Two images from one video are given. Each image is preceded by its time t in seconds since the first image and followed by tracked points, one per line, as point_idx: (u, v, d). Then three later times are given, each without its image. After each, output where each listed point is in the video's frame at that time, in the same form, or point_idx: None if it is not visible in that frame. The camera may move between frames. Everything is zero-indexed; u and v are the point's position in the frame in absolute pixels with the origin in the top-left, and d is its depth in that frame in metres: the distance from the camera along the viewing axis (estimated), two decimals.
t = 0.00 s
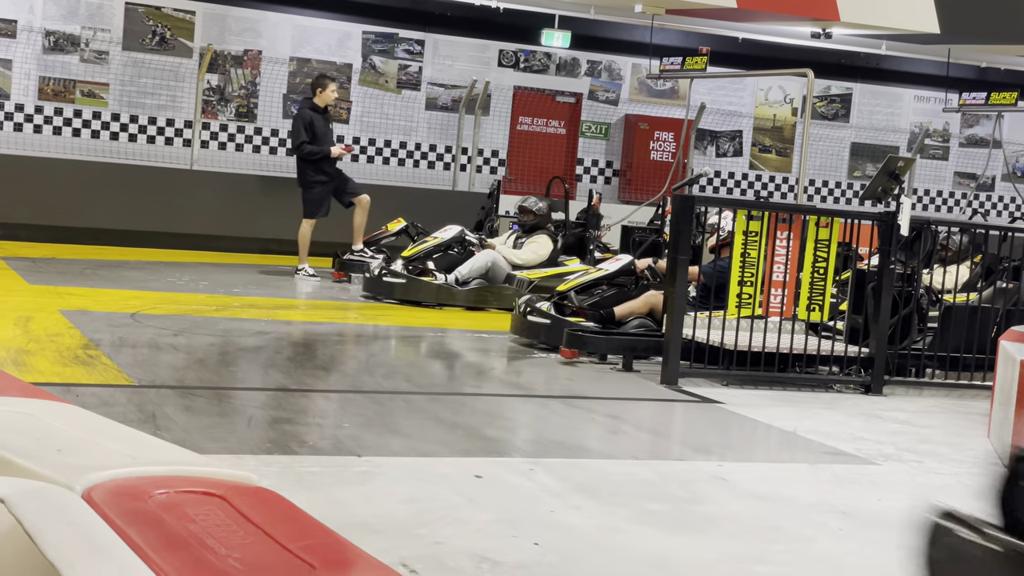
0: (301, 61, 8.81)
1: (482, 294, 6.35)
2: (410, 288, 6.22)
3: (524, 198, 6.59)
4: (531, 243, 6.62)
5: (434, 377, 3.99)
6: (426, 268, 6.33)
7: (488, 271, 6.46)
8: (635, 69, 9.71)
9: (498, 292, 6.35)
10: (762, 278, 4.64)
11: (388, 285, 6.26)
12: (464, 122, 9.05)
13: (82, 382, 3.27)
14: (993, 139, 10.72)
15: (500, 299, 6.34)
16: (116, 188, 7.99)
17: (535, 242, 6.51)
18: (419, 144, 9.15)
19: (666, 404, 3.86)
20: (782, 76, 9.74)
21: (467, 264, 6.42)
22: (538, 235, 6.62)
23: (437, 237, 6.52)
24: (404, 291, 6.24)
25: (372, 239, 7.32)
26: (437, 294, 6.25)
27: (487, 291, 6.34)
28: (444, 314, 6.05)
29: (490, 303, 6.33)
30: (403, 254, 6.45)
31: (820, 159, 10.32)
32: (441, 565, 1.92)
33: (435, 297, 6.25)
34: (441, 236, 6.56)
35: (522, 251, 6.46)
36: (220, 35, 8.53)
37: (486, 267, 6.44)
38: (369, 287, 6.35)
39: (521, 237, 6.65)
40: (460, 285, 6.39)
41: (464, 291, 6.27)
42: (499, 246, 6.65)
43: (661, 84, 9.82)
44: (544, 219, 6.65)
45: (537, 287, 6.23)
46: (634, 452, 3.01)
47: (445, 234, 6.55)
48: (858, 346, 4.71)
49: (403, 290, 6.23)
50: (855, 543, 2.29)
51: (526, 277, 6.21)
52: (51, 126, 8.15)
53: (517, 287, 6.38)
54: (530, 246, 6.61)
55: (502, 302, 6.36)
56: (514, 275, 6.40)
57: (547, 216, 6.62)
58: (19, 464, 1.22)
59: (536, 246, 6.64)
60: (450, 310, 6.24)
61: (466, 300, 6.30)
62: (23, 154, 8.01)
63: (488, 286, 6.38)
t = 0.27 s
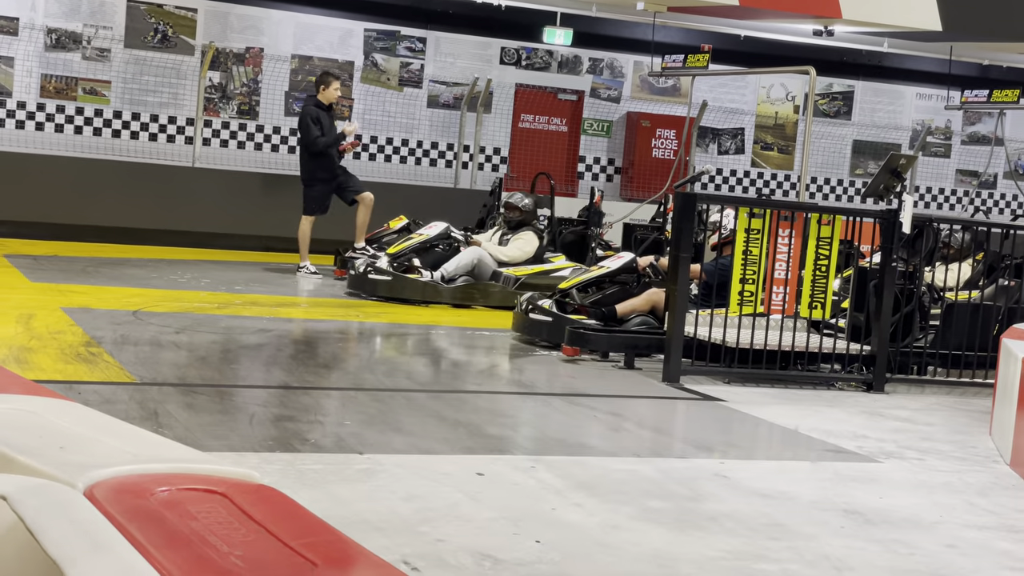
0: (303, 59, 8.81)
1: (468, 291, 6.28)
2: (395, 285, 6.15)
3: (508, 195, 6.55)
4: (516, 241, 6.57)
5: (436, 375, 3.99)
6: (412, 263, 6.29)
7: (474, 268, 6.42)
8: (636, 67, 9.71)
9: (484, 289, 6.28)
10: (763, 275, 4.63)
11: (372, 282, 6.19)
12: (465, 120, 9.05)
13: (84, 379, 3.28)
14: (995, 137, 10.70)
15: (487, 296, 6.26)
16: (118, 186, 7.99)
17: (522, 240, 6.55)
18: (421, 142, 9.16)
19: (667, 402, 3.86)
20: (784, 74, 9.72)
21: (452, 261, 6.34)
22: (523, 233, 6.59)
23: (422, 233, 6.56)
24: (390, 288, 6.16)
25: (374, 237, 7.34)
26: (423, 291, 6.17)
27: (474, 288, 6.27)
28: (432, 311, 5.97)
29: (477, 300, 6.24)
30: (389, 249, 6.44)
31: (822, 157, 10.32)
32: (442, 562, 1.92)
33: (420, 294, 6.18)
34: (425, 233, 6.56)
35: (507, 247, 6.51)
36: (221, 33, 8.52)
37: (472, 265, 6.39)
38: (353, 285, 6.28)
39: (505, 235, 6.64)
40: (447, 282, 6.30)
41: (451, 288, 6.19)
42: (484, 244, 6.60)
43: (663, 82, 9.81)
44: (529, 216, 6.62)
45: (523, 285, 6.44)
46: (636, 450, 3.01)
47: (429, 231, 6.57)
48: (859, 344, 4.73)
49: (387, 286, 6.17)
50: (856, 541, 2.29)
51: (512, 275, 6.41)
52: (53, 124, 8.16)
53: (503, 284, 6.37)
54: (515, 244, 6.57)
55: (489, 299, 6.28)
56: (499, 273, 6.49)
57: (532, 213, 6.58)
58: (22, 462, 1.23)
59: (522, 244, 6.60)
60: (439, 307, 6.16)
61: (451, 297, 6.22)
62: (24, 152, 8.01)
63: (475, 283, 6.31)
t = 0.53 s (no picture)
0: (305, 57, 8.81)
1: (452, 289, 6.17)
2: (378, 282, 6.06)
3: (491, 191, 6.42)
4: (500, 237, 6.44)
5: (438, 373, 4.00)
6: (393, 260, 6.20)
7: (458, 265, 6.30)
8: (638, 65, 9.71)
9: (469, 287, 6.18)
10: (765, 273, 4.63)
11: (355, 280, 6.09)
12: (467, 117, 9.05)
13: (86, 377, 3.28)
14: (997, 134, 10.71)
15: (471, 293, 6.16)
16: (121, 184, 8.00)
17: (506, 236, 6.43)
18: (423, 140, 9.17)
19: (670, 399, 3.87)
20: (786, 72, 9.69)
21: (436, 258, 6.22)
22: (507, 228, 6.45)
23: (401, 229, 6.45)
24: (372, 286, 6.07)
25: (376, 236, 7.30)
26: (407, 289, 6.08)
27: (458, 286, 6.16)
28: (414, 310, 5.88)
29: (461, 297, 6.15)
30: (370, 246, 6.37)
31: (824, 154, 10.33)
32: (445, 560, 1.92)
33: (402, 291, 6.07)
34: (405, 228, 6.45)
35: (491, 244, 6.40)
36: (224, 31, 8.54)
37: (455, 262, 6.28)
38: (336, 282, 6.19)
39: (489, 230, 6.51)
40: (430, 279, 6.20)
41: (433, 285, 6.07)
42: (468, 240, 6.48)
43: (665, 80, 9.81)
44: (513, 212, 6.48)
45: (508, 282, 6.34)
46: (638, 448, 3.01)
47: (412, 226, 6.44)
48: (862, 342, 4.74)
49: (370, 284, 6.07)
50: (859, 539, 2.29)
51: (497, 271, 6.30)
52: (55, 122, 8.17)
53: (488, 281, 6.26)
54: (499, 240, 6.44)
55: (473, 296, 6.18)
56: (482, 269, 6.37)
57: (517, 209, 6.45)
58: (25, 461, 1.23)
59: (505, 240, 6.47)
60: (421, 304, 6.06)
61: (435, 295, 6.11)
62: (26, 150, 8.03)
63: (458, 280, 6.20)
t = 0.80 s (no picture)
0: (308, 55, 8.81)
1: (433, 286, 6.12)
2: (359, 280, 5.97)
3: (471, 188, 6.34)
4: (481, 234, 6.38)
5: (441, 371, 4.00)
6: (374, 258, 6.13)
7: (438, 263, 6.23)
8: (641, 63, 9.71)
9: (450, 284, 6.14)
10: (767, 271, 4.63)
11: (334, 278, 5.99)
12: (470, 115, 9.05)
13: (88, 375, 3.29)
14: (999, 132, 10.71)
15: (452, 291, 6.12)
16: (124, 182, 8.01)
17: (486, 233, 6.39)
18: (425, 137, 9.17)
19: (672, 397, 3.87)
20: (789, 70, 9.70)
21: (417, 255, 6.15)
22: (488, 225, 6.40)
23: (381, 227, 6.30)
24: (353, 283, 5.97)
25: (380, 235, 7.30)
26: (388, 287, 6.01)
27: (440, 283, 6.12)
28: (394, 307, 5.80)
29: (442, 295, 6.11)
30: (349, 244, 6.23)
31: (827, 152, 10.31)
32: (447, 557, 1.93)
33: (383, 289, 6.00)
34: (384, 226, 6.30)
35: (472, 242, 6.34)
36: (226, 29, 8.54)
37: (436, 259, 6.21)
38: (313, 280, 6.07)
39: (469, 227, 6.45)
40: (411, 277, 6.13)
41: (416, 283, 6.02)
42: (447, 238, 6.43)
43: (668, 78, 9.81)
44: (492, 209, 6.44)
45: (490, 279, 6.30)
46: (640, 445, 3.01)
47: (393, 224, 6.29)
48: (865, 340, 4.74)
49: (350, 282, 5.97)
50: (861, 537, 2.29)
51: (478, 269, 6.27)
52: (58, 120, 8.17)
53: (468, 279, 6.24)
54: (479, 237, 6.40)
55: (455, 293, 6.15)
56: (463, 266, 6.32)
57: (497, 206, 6.40)
58: (28, 458, 1.23)
59: (485, 237, 6.42)
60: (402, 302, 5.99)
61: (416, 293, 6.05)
62: (28, 148, 8.03)
63: (439, 277, 6.15)
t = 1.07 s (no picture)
0: (310, 53, 8.82)
1: (411, 285, 5.97)
2: (336, 279, 5.80)
3: (447, 186, 6.23)
4: (457, 232, 6.28)
5: (443, 369, 4.00)
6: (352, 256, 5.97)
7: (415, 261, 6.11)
8: (643, 61, 9.71)
9: (429, 282, 6.01)
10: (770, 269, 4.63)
11: (310, 277, 5.81)
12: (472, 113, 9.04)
13: (90, 374, 3.29)
14: (1002, 130, 10.72)
15: (431, 289, 5.99)
16: (126, 180, 8.01)
17: (463, 230, 6.31)
18: (428, 136, 9.16)
19: (675, 396, 3.87)
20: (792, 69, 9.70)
21: (395, 253, 6.02)
22: (464, 223, 6.31)
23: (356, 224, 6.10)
24: (329, 283, 5.80)
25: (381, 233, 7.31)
26: (368, 285, 5.87)
27: (419, 281, 5.99)
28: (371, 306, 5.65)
29: (422, 293, 5.97)
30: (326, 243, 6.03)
31: (830, 150, 10.30)
32: (450, 556, 1.93)
33: (361, 288, 5.85)
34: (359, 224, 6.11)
35: (449, 239, 6.26)
36: (228, 27, 8.55)
37: (413, 257, 6.09)
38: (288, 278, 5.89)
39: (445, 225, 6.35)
40: (389, 275, 6.00)
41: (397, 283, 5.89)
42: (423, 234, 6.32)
43: (670, 76, 9.81)
44: (469, 206, 6.35)
45: (469, 277, 6.17)
46: (643, 444, 3.02)
47: (369, 221, 6.10)
48: (867, 338, 4.74)
49: (327, 281, 5.80)
50: (864, 535, 2.29)
51: (457, 267, 6.15)
52: (60, 118, 8.17)
53: (447, 277, 6.12)
54: (455, 235, 6.30)
55: (435, 292, 6.02)
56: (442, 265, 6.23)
57: (473, 203, 6.32)
58: (30, 457, 1.23)
59: (462, 234, 6.32)
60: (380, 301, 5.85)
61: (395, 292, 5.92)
62: (31, 146, 8.03)
63: (417, 276, 6.01)
